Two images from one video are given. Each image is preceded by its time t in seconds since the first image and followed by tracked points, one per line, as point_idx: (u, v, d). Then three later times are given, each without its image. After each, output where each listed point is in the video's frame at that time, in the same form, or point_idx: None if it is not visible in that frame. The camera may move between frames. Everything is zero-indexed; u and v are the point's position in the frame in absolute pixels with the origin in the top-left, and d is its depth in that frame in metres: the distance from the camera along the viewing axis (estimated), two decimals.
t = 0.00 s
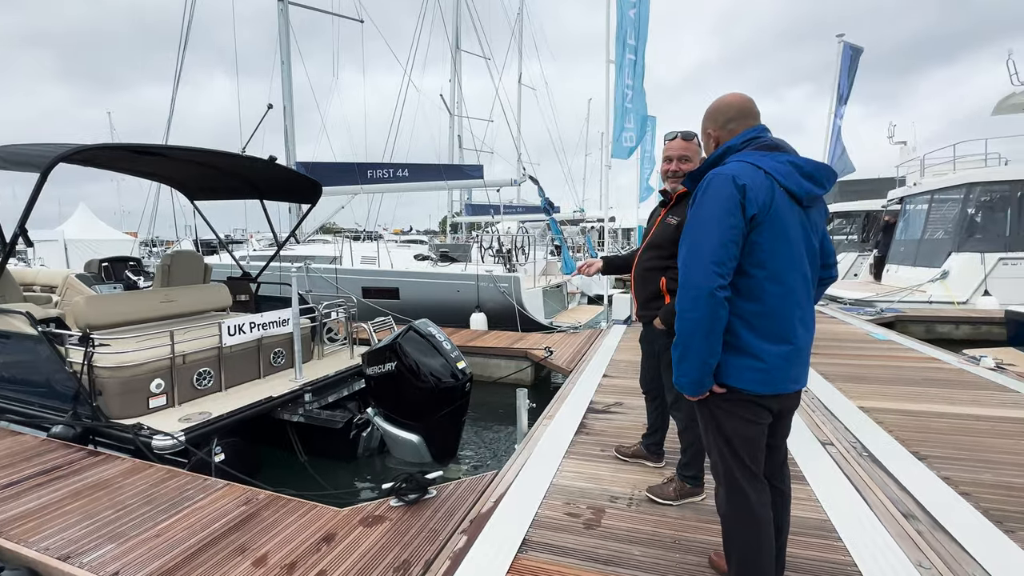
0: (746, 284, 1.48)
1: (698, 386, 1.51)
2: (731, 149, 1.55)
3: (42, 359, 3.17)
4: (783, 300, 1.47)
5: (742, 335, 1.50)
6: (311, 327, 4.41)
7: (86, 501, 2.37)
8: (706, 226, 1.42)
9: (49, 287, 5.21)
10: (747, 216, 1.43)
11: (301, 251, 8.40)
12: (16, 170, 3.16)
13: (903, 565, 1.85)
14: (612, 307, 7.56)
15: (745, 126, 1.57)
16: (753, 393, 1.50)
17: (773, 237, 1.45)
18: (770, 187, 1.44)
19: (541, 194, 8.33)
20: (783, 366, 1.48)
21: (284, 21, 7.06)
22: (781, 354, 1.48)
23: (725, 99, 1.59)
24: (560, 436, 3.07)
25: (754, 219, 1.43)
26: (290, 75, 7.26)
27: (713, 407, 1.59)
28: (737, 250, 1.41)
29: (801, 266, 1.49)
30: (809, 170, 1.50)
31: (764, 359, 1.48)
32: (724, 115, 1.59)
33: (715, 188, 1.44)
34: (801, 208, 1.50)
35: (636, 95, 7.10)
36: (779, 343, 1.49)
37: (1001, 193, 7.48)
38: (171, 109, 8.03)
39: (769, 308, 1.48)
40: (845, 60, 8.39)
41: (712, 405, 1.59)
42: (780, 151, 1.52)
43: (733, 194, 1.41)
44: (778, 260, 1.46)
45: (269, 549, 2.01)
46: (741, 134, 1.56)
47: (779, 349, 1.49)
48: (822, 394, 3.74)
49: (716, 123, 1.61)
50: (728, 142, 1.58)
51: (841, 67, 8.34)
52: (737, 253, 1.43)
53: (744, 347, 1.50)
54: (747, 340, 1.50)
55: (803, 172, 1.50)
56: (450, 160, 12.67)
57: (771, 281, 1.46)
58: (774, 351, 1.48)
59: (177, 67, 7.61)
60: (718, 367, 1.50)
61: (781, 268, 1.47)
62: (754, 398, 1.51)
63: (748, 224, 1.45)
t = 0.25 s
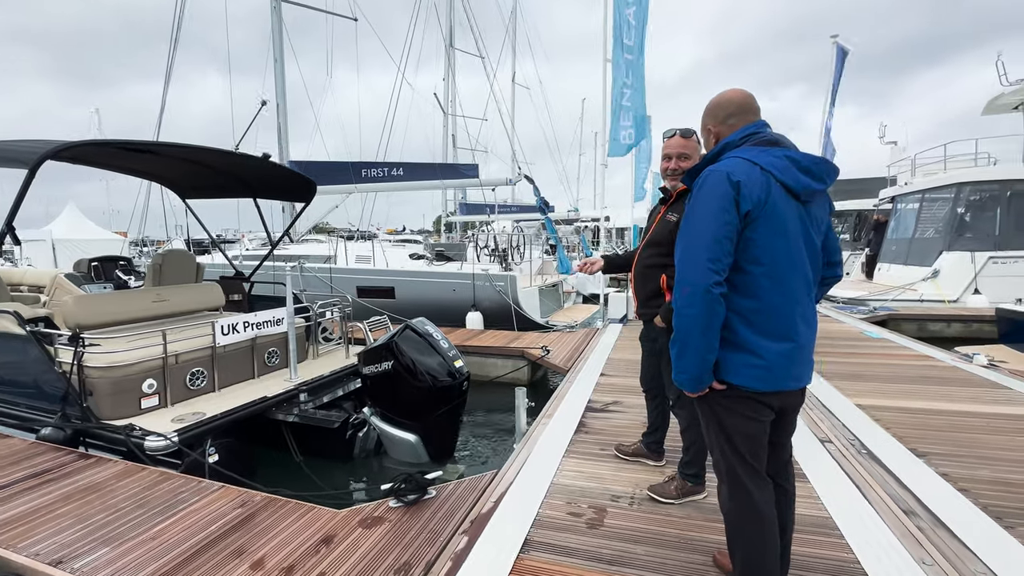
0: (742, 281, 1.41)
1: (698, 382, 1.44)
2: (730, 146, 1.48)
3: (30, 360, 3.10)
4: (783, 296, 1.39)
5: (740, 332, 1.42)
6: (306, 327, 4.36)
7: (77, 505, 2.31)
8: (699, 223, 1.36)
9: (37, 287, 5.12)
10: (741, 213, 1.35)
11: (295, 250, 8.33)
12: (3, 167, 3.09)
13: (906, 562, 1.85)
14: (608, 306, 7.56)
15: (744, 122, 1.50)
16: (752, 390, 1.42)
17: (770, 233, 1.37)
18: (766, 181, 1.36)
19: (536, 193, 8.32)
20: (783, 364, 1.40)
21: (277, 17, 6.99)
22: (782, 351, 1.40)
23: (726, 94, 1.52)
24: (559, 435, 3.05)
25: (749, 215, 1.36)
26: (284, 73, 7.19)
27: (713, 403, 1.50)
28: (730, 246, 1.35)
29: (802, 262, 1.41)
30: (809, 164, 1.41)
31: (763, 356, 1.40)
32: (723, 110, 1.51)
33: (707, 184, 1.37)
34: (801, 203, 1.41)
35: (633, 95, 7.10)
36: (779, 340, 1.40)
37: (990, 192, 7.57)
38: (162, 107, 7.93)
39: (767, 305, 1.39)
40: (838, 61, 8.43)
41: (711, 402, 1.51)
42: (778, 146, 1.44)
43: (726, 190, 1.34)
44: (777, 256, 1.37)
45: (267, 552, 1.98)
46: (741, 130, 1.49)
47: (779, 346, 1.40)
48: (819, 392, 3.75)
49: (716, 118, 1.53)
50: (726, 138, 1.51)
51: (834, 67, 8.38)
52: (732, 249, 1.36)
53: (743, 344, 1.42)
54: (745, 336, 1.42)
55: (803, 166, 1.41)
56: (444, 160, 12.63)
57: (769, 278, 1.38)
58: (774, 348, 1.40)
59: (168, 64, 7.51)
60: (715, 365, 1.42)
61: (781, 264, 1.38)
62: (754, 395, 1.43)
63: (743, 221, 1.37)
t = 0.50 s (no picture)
0: (757, 278, 1.40)
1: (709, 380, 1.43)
2: (742, 143, 1.48)
3: (26, 360, 3.05)
4: (797, 294, 1.39)
5: (754, 329, 1.42)
6: (304, 327, 4.32)
7: (77, 508, 2.28)
8: (715, 220, 1.35)
9: (29, 287, 5.03)
10: (758, 210, 1.35)
11: (290, 250, 8.27)
12: None
13: (914, 556, 1.86)
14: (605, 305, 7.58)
15: (757, 119, 1.50)
16: (765, 387, 1.41)
17: (786, 230, 1.37)
18: (782, 179, 1.36)
19: (533, 192, 8.31)
20: (796, 361, 1.40)
21: (272, 15, 6.93)
22: (794, 349, 1.39)
23: (739, 90, 1.52)
24: (562, 434, 3.05)
25: (766, 212, 1.35)
26: (279, 71, 7.13)
27: (723, 401, 1.49)
28: (747, 243, 1.34)
29: (815, 260, 1.41)
30: (823, 161, 1.41)
31: (775, 353, 1.39)
32: (737, 106, 1.51)
33: (724, 180, 1.36)
34: (815, 202, 1.41)
35: (630, 94, 7.10)
36: (791, 337, 1.40)
37: (982, 192, 7.65)
38: (155, 105, 7.83)
39: (782, 302, 1.39)
40: (833, 61, 8.47)
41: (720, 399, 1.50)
42: (792, 144, 1.44)
43: (743, 187, 1.34)
44: (791, 253, 1.37)
45: (274, 554, 1.95)
46: (756, 126, 1.48)
47: (792, 343, 1.40)
48: (819, 390, 3.78)
49: (729, 114, 1.52)
50: (739, 135, 1.50)
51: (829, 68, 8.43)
52: (748, 246, 1.35)
53: (756, 341, 1.41)
54: (758, 334, 1.41)
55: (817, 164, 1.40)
56: (440, 159, 12.59)
57: (783, 275, 1.38)
58: (786, 345, 1.40)
59: (161, 62, 7.42)
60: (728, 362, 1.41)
61: (795, 261, 1.38)
62: (764, 392, 1.42)
63: (759, 219, 1.37)
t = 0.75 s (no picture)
0: (785, 277, 1.42)
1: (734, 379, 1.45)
2: (764, 143, 1.50)
3: (26, 361, 3.01)
4: (823, 294, 1.41)
5: (780, 328, 1.43)
6: (305, 327, 4.29)
7: (83, 511, 2.25)
8: (749, 219, 1.36)
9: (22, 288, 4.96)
10: (791, 210, 1.37)
11: (287, 250, 8.23)
12: None
13: (922, 551, 1.88)
14: (603, 305, 7.60)
15: (776, 119, 1.53)
16: (789, 386, 1.43)
17: (816, 230, 1.39)
18: (813, 179, 1.38)
19: (530, 193, 8.32)
20: (820, 359, 1.42)
21: (268, 14, 6.88)
22: (819, 347, 1.42)
23: (757, 91, 1.54)
24: (568, 433, 3.06)
25: (798, 212, 1.37)
26: (275, 70, 7.09)
27: (745, 399, 1.51)
28: (781, 242, 1.36)
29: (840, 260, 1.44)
30: (846, 163, 1.44)
31: (802, 352, 1.41)
32: (757, 106, 1.53)
33: (758, 179, 1.37)
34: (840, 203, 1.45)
35: (629, 94, 7.13)
36: (816, 335, 1.43)
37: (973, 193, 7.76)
38: (148, 104, 7.75)
39: (809, 302, 1.41)
40: (827, 63, 8.57)
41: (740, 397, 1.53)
42: (816, 145, 1.46)
43: (777, 187, 1.35)
44: (819, 254, 1.40)
45: (287, 555, 1.94)
46: (777, 127, 1.51)
47: (817, 342, 1.42)
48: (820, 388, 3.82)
49: (749, 114, 1.54)
50: (760, 135, 1.52)
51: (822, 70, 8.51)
52: (781, 245, 1.37)
53: (782, 339, 1.43)
54: (784, 333, 1.43)
55: (841, 165, 1.43)
56: (435, 159, 12.57)
57: (812, 275, 1.40)
58: (811, 344, 1.42)
59: (155, 60, 7.34)
60: (755, 361, 1.43)
61: (823, 262, 1.40)
62: (788, 390, 1.43)
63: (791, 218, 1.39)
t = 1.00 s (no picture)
0: (797, 278, 1.44)
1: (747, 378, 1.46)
2: (772, 146, 1.53)
3: (25, 363, 2.99)
4: (833, 294, 1.44)
5: (791, 328, 1.46)
6: (305, 328, 4.28)
7: (87, 513, 2.24)
8: (764, 220, 1.38)
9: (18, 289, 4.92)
10: (805, 211, 1.39)
11: (283, 251, 8.20)
12: None
13: (924, 547, 1.91)
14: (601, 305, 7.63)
15: (784, 122, 1.55)
16: (799, 385, 1.45)
17: (828, 231, 1.42)
18: (824, 182, 1.41)
19: (528, 194, 8.34)
20: (829, 359, 1.45)
21: (265, 14, 6.86)
22: (828, 347, 1.45)
23: (763, 94, 1.56)
24: (571, 433, 3.07)
25: (812, 213, 1.40)
26: (272, 70, 7.06)
27: (753, 398, 1.53)
28: (794, 243, 1.38)
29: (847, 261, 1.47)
30: (853, 166, 1.48)
31: (812, 351, 1.44)
32: (764, 109, 1.55)
33: (772, 181, 1.40)
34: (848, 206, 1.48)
35: (626, 96, 7.17)
36: (824, 335, 1.45)
37: (965, 194, 7.86)
38: (143, 104, 7.70)
39: (820, 302, 1.44)
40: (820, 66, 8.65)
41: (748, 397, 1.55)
42: (825, 148, 1.50)
43: (791, 188, 1.38)
44: (830, 254, 1.43)
45: (295, 556, 1.95)
46: (783, 130, 1.54)
47: (826, 342, 1.45)
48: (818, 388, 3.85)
49: (755, 117, 1.56)
50: (768, 138, 1.55)
51: (815, 73, 8.59)
52: (794, 246, 1.39)
53: (793, 339, 1.45)
54: (795, 333, 1.46)
55: (849, 169, 1.47)
56: (431, 160, 12.56)
57: (822, 275, 1.43)
58: (821, 343, 1.45)
59: (151, 60, 7.30)
60: (767, 360, 1.45)
61: (833, 263, 1.43)
62: (797, 389, 1.46)
63: (803, 219, 1.41)
